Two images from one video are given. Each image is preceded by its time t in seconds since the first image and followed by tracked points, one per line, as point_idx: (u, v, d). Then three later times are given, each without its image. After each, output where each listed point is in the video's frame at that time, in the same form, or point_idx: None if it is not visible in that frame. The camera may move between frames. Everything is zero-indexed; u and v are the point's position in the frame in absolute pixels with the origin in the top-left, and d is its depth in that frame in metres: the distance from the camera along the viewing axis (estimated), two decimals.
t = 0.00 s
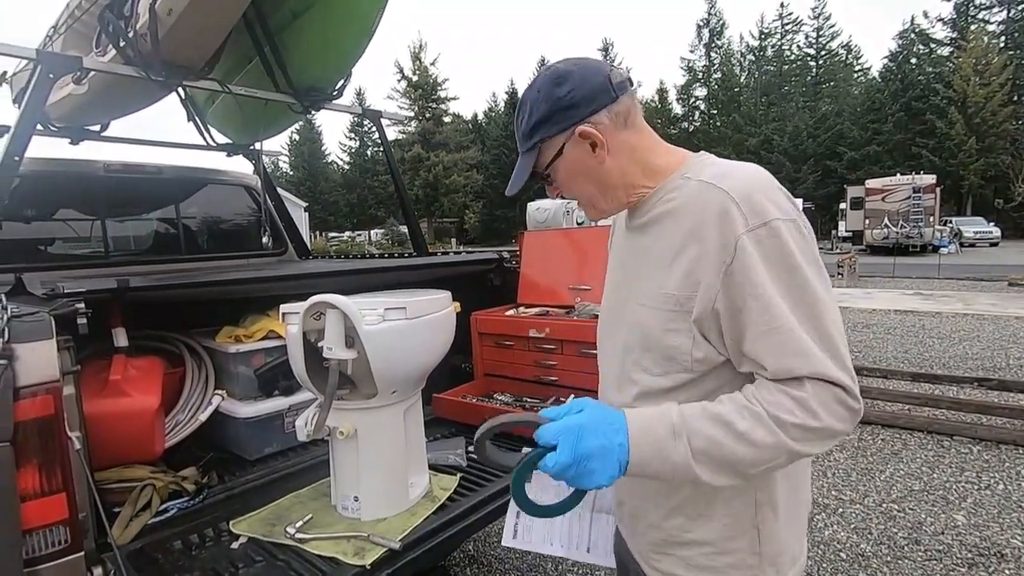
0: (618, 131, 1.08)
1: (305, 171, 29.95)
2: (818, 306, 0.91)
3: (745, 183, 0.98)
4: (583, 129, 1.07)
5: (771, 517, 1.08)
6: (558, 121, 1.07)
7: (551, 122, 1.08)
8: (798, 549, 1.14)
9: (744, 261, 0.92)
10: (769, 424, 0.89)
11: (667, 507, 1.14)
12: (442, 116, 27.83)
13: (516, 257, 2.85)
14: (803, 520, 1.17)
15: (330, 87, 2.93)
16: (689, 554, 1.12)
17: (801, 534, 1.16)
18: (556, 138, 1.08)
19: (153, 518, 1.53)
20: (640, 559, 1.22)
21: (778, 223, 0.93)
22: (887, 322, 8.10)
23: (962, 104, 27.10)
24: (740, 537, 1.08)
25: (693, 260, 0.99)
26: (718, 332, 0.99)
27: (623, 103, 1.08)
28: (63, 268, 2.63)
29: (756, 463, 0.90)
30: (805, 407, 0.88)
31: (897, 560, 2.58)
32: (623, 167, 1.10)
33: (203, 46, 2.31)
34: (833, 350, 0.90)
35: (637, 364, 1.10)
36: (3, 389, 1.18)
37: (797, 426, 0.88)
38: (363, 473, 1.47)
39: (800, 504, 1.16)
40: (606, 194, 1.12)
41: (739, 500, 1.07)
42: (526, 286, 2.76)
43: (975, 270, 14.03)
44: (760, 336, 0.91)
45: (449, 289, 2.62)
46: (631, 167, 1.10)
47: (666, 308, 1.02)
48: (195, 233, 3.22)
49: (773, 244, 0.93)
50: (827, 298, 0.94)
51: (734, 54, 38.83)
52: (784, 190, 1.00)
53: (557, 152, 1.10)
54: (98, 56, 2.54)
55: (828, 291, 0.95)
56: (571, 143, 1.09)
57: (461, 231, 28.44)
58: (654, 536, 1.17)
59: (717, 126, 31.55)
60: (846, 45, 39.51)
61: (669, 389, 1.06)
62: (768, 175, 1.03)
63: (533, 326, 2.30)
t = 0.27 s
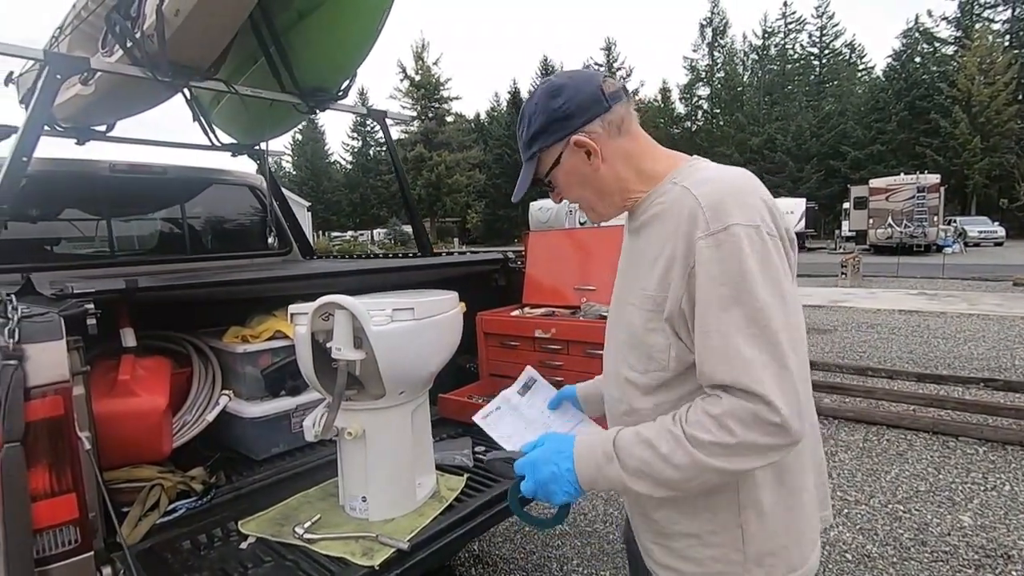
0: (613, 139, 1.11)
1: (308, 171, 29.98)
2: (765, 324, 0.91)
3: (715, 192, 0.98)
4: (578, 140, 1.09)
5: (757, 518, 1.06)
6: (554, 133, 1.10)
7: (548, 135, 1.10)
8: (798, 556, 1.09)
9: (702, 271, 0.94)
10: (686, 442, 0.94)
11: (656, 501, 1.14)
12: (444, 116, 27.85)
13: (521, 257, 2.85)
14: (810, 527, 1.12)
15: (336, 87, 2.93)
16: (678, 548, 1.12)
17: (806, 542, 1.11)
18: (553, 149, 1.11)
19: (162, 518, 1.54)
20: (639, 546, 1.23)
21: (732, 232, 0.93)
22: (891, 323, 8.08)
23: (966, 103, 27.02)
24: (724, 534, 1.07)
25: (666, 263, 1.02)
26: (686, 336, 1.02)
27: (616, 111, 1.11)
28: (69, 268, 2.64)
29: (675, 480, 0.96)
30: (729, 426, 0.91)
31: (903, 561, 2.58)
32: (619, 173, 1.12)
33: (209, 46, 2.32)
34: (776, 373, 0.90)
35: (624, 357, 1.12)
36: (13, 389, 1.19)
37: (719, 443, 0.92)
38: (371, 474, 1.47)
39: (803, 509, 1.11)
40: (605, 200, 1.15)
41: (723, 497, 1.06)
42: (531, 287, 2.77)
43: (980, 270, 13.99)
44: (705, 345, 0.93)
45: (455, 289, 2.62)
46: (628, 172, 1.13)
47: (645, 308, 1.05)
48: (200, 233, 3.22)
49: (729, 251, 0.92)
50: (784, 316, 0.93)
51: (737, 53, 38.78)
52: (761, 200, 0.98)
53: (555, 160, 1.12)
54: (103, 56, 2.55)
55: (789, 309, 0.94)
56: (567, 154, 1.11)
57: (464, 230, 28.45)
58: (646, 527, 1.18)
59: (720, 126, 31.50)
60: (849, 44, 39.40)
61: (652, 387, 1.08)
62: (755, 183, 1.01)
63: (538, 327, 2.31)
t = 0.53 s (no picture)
0: (616, 148, 1.24)
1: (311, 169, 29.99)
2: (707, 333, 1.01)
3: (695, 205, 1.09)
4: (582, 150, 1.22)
5: (742, 498, 1.16)
6: (561, 143, 1.22)
7: (556, 145, 1.23)
8: (784, 534, 1.18)
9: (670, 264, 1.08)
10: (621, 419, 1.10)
11: (658, 488, 1.25)
12: (448, 115, 27.83)
13: (532, 257, 2.84)
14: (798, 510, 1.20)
15: (347, 86, 2.95)
16: (675, 527, 1.23)
17: (793, 523, 1.19)
18: (560, 158, 1.23)
19: (178, 518, 1.53)
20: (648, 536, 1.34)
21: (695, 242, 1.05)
22: (898, 324, 8.05)
23: (971, 104, 26.92)
24: (712, 513, 1.17)
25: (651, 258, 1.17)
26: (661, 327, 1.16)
27: (621, 124, 1.23)
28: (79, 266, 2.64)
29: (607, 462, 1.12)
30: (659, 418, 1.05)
31: (915, 564, 2.57)
32: (622, 181, 1.25)
33: (220, 44, 2.31)
34: (709, 378, 1.02)
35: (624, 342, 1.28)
36: (32, 388, 1.18)
37: (645, 429, 1.07)
38: (389, 475, 1.46)
39: (792, 493, 1.19)
40: (609, 204, 1.28)
41: (710, 479, 1.17)
42: (544, 286, 2.75)
43: (986, 271, 13.92)
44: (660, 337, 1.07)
45: (467, 288, 2.61)
46: (628, 179, 1.25)
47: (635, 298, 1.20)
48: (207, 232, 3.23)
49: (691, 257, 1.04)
50: (736, 326, 1.02)
51: (741, 53, 38.68)
52: (736, 219, 1.06)
53: (565, 168, 1.25)
54: (115, 54, 2.54)
55: (742, 322, 1.02)
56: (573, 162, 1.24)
57: (467, 229, 28.44)
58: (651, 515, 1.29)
59: (724, 126, 31.43)
60: (854, 44, 39.25)
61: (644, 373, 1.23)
62: (739, 201, 1.09)
63: (552, 327, 2.29)
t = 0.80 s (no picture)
0: (617, 160, 1.41)
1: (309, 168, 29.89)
2: (655, 327, 1.22)
3: (663, 217, 1.25)
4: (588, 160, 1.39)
5: (719, 486, 1.29)
6: (570, 155, 1.39)
7: (565, 156, 1.39)
8: (762, 522, 1.30)
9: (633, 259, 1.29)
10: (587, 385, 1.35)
11: (651, 477, 1.39)
12: (446, 114, 27.76)
13: (541, 257, 2.83)
14: (776, 500, 1.31)
15: (354, 84, 2.93)
16: (661, 508, 1.38)
17: (770, 512, 1.31)
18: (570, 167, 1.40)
19: (190, 521, 1.51)
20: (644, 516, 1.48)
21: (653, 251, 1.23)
22: (900, 324, 8.03)
23: (970, 103, 26.93)
24: (692, 499, 1.32)
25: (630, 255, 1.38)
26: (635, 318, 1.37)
27: (622, 136, 1.42)
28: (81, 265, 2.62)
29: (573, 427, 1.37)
30: (613, 392, 1.28)
31: (924, 565, 2.56)
32: (621, 189, 1.42)
33: (228, 42, 2.28)
34: (657, 363, 1.23)
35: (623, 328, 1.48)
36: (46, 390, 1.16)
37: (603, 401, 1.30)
38: (406, 478, 1.45)
39: (769, 486, 1.31)
40: (611, 209, 1.46)
41: (690, 468, 1.31)
42: (553, 286, 2.73)
43: (985, 271, 13.91)
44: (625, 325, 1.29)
45: (475, 288, 2.60)
46: (627, 186, 1.41)
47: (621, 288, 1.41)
48: (210, 230, 3.20)
49: (650, 260, 1.23)
50: (682, 325, 1.21)
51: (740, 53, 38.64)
52: (696, 233, 1.22)
53: (572, 176, 1.43)
54: (122, 51, 2.51)
55: (688, 323, 1.21)
56: (580, 171, 1.41)
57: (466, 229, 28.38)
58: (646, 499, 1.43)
59: (723, 125, 31.40)
60: (852, 43, 39.22)
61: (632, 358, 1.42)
62: (706, 216, 1.24)
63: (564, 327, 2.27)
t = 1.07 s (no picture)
0: (615, 157, 1.41)
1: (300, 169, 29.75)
2: (628, 322, 1.26)
3: (632, 216, 1.28)
4: (586, 157, 1.39)
5: (704, 473, 1.28)
6: (568, 152, 1.39)
7: (564, 153, 1.39)
8: (750, 510, 1.27)
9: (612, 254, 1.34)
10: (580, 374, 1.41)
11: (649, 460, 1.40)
12: (437, 113, 27.70)
13: (542, 252, 2.81)
14: (766, 491, 1.28)
15: (352, 80, 2.89)
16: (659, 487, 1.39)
17: (761, 503, 1.28)
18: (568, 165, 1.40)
19: (197, 523, 1.48)
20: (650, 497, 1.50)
21: (622, 250, 1.28)
22: (892, 317, 8.08)
23: (957, 99, 27.17)
24: (682, 482, 1.32)
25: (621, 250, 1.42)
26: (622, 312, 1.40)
27: (619, 136, 1.42)
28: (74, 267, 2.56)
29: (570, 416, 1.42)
30: (598, 384, 1.33)
31: (927, 555, 2.56)
32: (619, 187, 1.42)
33: (224, 38, 2.25)
34: (631, 357, 1.27)
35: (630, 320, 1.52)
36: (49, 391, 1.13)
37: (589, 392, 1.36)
38: (418, 475, 1.43)
39: (756, 475, 1.27)
40: (610, 208, 1.45)
41: (678, 453, 1.32)
42: (554, 282, 2.72)
43: (975, 265, 14.03)
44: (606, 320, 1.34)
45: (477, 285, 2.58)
46: (626, 184, 1.41)
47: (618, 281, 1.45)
48: (205, 230, 3.15)
49: (620, 257, 1.28)
50: (651, 320, 1.24)
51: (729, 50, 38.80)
52: (661, 232, 1.24)
53: (572, 174, 1.41)
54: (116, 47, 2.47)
55: (657, 319, 1.24)
56: (577, 168, 1.41)
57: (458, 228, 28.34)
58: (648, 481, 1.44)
59: (714, 122, 31.52)
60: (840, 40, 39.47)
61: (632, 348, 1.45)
62: (671, 213, 1.25)
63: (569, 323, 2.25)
